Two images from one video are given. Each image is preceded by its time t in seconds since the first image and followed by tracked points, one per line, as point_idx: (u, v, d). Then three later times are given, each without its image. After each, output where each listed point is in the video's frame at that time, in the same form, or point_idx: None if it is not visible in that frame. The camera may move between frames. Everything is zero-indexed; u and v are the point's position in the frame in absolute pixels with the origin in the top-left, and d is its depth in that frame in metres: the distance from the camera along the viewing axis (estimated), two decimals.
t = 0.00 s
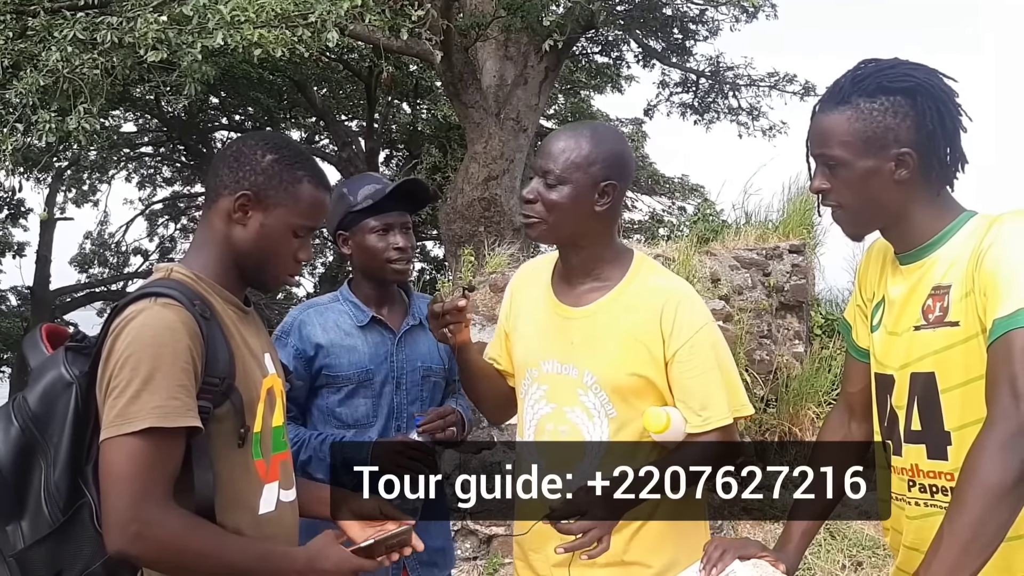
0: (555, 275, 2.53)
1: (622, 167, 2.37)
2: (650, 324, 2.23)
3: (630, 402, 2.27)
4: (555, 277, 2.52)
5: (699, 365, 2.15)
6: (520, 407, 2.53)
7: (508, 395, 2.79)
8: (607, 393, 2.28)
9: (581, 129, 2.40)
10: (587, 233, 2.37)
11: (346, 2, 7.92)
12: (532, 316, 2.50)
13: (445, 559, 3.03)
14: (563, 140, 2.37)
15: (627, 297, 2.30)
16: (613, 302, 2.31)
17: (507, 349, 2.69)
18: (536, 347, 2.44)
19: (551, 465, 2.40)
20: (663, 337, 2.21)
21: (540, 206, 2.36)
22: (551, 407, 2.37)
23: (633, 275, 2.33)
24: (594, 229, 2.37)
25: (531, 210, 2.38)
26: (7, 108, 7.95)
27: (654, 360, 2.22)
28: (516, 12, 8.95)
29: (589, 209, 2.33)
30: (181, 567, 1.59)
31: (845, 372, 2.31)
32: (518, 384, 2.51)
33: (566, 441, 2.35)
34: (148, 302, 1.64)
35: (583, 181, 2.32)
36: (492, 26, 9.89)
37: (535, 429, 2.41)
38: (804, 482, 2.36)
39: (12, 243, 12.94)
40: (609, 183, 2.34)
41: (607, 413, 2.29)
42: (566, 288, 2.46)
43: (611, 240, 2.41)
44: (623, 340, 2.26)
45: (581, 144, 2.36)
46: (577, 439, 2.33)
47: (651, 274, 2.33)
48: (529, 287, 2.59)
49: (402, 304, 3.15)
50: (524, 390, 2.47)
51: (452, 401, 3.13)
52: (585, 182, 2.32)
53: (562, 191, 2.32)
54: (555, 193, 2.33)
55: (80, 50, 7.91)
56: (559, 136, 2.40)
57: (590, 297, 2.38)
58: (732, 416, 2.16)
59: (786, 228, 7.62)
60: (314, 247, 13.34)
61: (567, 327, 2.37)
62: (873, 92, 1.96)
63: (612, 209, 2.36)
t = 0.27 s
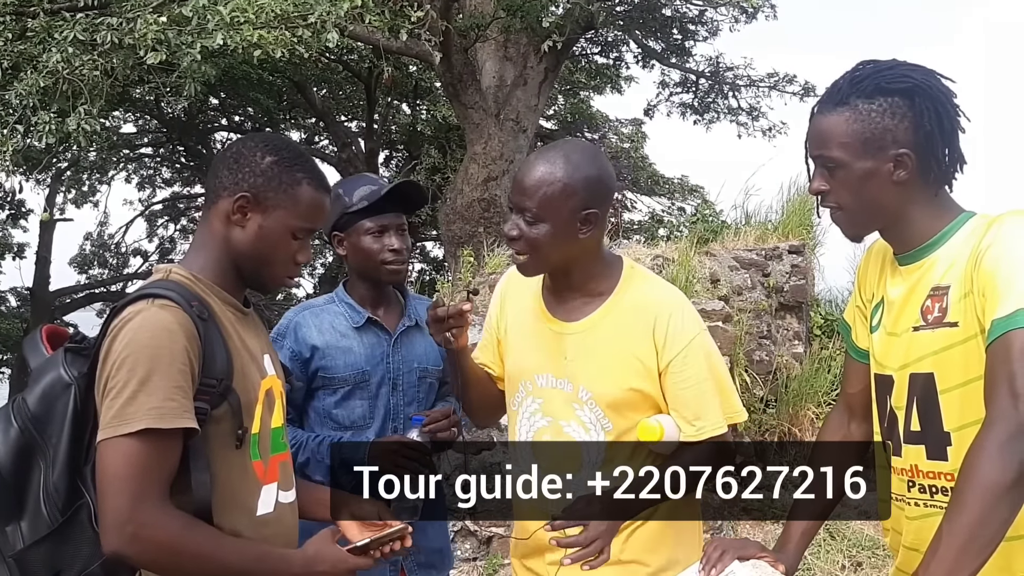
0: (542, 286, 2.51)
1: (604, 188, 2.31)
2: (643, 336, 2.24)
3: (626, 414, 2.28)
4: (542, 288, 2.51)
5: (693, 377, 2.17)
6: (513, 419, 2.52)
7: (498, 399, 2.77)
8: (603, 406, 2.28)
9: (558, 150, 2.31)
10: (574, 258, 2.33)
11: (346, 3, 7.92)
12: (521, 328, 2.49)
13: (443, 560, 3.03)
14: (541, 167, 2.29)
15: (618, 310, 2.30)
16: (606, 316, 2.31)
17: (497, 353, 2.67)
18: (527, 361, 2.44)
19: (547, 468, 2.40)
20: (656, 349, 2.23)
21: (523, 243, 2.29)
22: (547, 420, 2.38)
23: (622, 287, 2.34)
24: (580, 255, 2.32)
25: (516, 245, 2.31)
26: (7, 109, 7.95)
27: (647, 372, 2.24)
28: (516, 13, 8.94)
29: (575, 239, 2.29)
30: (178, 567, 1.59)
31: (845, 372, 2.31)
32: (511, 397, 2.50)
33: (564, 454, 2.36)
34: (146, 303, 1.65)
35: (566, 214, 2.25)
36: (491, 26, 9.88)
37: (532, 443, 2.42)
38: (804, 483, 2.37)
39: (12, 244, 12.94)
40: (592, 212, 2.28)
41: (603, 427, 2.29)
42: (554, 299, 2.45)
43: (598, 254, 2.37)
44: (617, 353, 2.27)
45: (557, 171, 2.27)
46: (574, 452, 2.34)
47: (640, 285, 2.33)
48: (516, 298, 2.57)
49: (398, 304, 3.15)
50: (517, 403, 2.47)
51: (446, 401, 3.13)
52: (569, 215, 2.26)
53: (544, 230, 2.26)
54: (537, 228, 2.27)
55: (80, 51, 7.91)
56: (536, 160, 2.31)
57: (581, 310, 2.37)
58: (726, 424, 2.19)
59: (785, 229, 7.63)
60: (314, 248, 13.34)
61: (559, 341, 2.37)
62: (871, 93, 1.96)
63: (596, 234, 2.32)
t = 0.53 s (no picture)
0: (541, 283, 2.52)
1: (611, 180, 2.33)
2: (641, 334, 2.25)
3: (622, 412, 2.28)
4: (542, 285, 2.51)
5: (689, 376, 2.18)
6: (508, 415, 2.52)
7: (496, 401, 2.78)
8: (599, 404, 2.28)
9: (565, 142, 2.32)
10: (580, 251, 2.34)
11: (346, 4, 7.93)
12: (520, 323, 2.48)
13: (443, 560, 3.03)
14: (548, 159, 2.30)
15: (617, 309, 2.31)
16: (605, 313, 2.31)
17: (492, 354, 2.69)
18: (525, 356, 2.43)
19: (546, 469, 2.39)
20: (655, 348, 2.23)
21: (534, 234, 2.30)
22: (543, 417, 2.37)
23: (622, 286, 2.34)
24: (586, 247, 2.34)
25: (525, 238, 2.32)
26: (7, 109, 7.95)
27: (644, 371, 2.24)
28: (516, 13, 8.94)
29: (584, 229, 2.30)
30: (178, 568, 1.59)
31: (845, 372, 2.31)
32: (506, 393, 2.50)
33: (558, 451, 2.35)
34: (145, 303, 1.65)
35: (574, 205, 2.27)
36: (491, 26, 9.88)
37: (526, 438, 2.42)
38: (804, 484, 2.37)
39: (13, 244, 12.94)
40: (601, 200, 2.30)
41: (598, 425, 2.29)
42: (552, 296, 2.45)
43: (601, 251, 2.38)
44: (615, 351, 2.27)
45: (566, 162, 2.29)
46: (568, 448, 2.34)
47: (640, 284, 2.34)
48: (515, 294, 2.56)
49: (397, 305, 3.15)
50: (513, 399, 2.47)
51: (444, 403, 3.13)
52: (578, 205, 2.27)
53: (553, 219, 2.27)
54: (546, 219, 2.28)
55: (80, 51, 7.91)
56: (543, 153, 2.32)
57: (580, 307, 2.37)
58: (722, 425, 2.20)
59: (785, 229, 7.63)
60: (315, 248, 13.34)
61: (556, 337, 2.37)
62: (870, 94, 1.96)
63: (604, 224, 2.34)
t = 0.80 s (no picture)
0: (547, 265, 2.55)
1: (620, 160, 2.38)
2: (640, 316, 2.26)
3: (617, 392, 2.28)
4: (547, 267, 2.53)
5: (686, 358, 2.19)
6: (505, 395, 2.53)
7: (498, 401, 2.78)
8: (595, 381, 2.29)
9: (577, 125, 2.39)
10: (585, 230, 2.37)
11: (347, 4, 7.93)
12: (524, 302, 2.51)
13: (443, 560, 3.03)
14: (560, 139, 2.36)
15: (617, 290, 2.32)
16: (606, 293, 2.33)
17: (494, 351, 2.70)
18: (526, 333, 2.46)
19: (540, 463, 2.38)
20: (653, 330, 2.23)
21: (545, 207, 2.34)
22: (538, 392, 2.39)
23: (625, 270, 2.35)
24: (593, 226, 2.37)
25: (535, 212, 2.36)
26: (7, 109, 7.95)
27: (641, 352, 2.25)
28: (516, 14, 8.93)
29: (593, 205, 2.34)
30: (178, 568, 1.59)
31: (845, 373, 2.31)
32: (505, 371, 2.52)
33: (551, 427, 2.36)
34: (147, 303, 1.65)
35: (585, 178, 2.31)
36: (492, 26, 9.88)
37: (520, 414, 2.43)
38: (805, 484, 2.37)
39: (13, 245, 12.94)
40: (610, 175, 2.35)
41: (592, 401, 2.30)
42: (556, 278, 2.47)
43: (606, 240, 2.42)
44: (614, 330, 2.28)
45: (578, 142, 2.34)
46: (562, 425, 2.34)
47: (644, 270, 2.35)
48: (521, 277, 2.60)
49: (396, 306, 3.15)
50: (510, 377, 2.48)
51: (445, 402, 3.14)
52: (587, 180, 2.32)
53: (566, 191, 2.31)
54: (558, 192, 2.32)
55: (80, 52, 7.90)
56: (555, 135, 2.38)
57: (582, 288, 2.39)
58: (718, 412, 2.18)
59: (786, 229, 7.63)
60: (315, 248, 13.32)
61: (557, 316, 2.39)
62: (870, 93, 1.97)
63: (612, 202, 2.38)
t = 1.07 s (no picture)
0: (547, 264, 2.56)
1: (618, 159, 2.40)
2: (634, 311, 2.25)
3: (610, 386, 2.27)
4: (549, 264, 2.54)
5: (678, 353, 2.17)
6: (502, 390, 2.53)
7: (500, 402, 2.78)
8: (587, 375, 2.28)
9: (576, 124, 2.41)
10: (584, 227, 2.38)
11: (347, 3, 7.93)
12: (523, 299, 2.52)
13: (444, 560, 3.03)
14: (560, 137, 2.38)
15: (613, 285, 2.32)
16: (601, 288, 2.33)
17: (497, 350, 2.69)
18: (523, 328, 2.47)
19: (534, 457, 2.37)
20: (646, 325, 2.23)
21: (545, 202, 2.35)
22: (532, 386, 2.39)
23: (623, 266, 2.35)
24: (591, 222, 2.39)
25: (534, 207, 2.37)
26: (7, 110, 7.95)
27: (634, 346, 2.24)
28: (516, 13, 8.92)
29: (591, 200, 2.36)
30: (178, 569, 1.59)
31: (845, 373, 2.31)
32: (501, 366, 2.52)
33: (542, 420, 2.35)
34: (149, 303, 1.65)
35: (586, 173, 2.33)
36: (492, 26, 9.88)
37: (515, 407, 2.43)
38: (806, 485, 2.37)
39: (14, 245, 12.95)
40: (609, 173, 2.36)
41: (585, 395, 2.29)
42: (556, 275, 2.48)
43: (603, 241, 2.43)
44: (607, 324, 2.27)
45: (579, 139, 2.36)
46: (553, 418, 2.33)
47: (639, 268, 2.35)
48: (523, 276, 2.61)
49: (397, 305, 3.15)
50: (507, 371, 2.49)
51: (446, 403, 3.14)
52: (587, 175, 2.33)
53: (566, 185, 2.33)
54: (558, 186, 2.34)
55: (80, 52, 7.90)
56: (555, 133, 2.41)
57: (577, 284, 2.39)
58: (710, 407, 2.17)
59: (786, 229, 7.62)
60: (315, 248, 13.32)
61: (554, 310, 2.39)
62: (871, 92, 1.97)
63: (610, 198, 2.40)
